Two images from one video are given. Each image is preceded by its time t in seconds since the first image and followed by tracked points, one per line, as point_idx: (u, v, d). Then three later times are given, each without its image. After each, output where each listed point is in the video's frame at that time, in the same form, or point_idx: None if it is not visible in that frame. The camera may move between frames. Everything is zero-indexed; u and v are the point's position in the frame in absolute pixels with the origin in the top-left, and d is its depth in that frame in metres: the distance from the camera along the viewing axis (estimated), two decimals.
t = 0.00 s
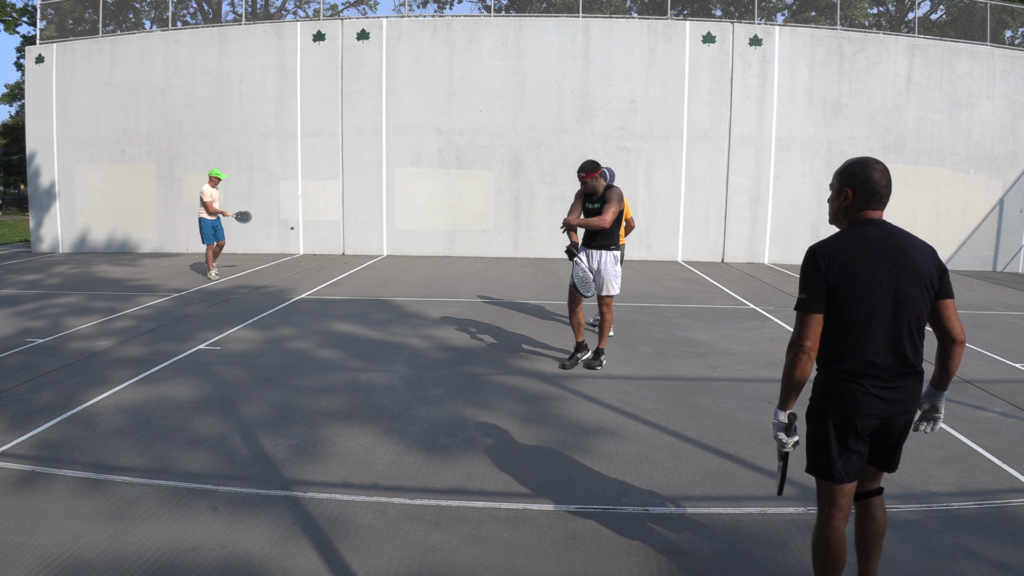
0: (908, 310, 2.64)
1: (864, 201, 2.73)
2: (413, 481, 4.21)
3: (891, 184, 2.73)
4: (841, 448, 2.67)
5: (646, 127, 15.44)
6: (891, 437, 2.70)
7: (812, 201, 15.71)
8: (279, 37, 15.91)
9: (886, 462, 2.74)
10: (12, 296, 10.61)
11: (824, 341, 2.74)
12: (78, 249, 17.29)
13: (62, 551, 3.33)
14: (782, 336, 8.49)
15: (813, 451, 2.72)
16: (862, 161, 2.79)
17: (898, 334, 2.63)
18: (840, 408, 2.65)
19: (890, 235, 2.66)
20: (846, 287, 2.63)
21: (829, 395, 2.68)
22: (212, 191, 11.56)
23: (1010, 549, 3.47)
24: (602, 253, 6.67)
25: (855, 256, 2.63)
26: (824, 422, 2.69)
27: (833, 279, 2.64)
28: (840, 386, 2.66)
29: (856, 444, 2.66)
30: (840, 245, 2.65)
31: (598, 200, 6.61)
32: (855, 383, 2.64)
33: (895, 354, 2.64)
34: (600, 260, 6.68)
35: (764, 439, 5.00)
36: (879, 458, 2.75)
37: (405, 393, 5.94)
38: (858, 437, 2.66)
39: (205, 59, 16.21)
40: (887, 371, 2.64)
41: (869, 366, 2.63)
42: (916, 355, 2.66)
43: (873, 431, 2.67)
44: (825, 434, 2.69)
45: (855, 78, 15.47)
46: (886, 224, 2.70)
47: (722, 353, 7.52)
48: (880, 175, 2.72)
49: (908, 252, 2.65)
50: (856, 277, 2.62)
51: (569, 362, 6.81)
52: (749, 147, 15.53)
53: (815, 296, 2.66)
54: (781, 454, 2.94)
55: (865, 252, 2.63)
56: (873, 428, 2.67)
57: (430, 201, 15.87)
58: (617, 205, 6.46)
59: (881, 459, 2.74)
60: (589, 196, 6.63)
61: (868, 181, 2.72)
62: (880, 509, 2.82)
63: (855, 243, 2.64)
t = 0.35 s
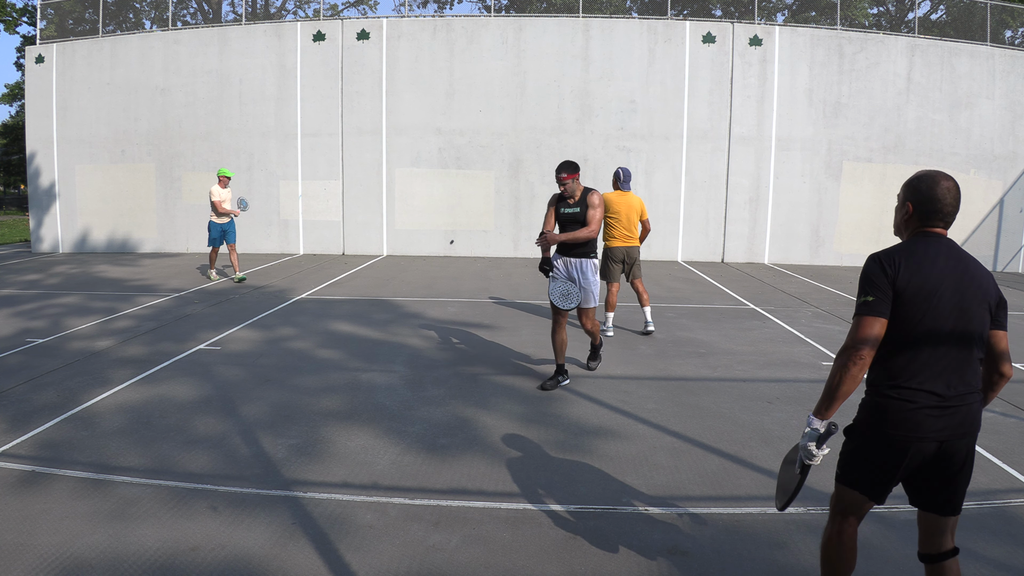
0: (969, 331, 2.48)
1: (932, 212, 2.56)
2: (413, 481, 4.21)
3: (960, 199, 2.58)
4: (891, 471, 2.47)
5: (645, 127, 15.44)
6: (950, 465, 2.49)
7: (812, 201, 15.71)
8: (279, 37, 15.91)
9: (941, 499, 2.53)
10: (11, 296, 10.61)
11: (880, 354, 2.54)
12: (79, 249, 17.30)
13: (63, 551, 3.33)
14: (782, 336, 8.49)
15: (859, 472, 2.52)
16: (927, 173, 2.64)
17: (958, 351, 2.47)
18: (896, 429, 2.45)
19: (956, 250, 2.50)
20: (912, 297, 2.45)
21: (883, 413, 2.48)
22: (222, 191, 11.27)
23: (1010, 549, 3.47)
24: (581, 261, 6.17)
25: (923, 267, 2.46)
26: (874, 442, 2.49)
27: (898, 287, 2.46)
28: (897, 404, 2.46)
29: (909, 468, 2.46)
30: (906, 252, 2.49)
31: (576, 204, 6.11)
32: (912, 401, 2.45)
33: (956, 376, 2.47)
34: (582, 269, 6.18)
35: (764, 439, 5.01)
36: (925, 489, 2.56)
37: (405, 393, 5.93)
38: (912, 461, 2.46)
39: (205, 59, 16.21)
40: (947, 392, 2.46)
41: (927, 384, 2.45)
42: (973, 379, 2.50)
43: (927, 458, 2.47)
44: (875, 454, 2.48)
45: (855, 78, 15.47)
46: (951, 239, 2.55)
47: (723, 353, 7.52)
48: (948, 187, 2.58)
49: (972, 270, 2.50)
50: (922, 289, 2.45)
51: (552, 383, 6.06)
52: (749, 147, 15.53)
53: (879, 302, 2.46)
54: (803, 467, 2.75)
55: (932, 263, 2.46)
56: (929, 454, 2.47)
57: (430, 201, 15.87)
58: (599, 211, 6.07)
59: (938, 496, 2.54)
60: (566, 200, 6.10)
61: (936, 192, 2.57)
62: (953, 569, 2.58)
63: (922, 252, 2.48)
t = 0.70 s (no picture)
0: (980, 354, 2.33)
1: (917, 239, 2.48)
2: (413, 481, 4.21)
3: (952, 223, 2.48)
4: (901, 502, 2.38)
5: (646, 127, 15.44)
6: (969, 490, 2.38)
7: (812, 201, 15.71)
8: (279, 37, 15.90)
9: (958, 524, 2.45)
10: (11, 296, 10.61)
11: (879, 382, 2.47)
12: (78, 249, 17.30)
13: (63, 551, 3.33)
14: (782, 336, 8.49)
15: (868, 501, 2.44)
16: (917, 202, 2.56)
17: (971, 377, 2.33)
18: (905, 460, 2.34)
19: (950, 273, 2.39)
20: (906, 324, 2.34)
21: (891, 445, 2.37)
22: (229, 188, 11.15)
23: (1010, 549, 3.47)
24: (557, 265, 5.51)
25: (915, 294, 2.35)
26: (882, 472, 2.40)
27: (886, 315, 2.37)
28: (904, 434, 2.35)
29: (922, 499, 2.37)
30: (893, 278, 2.39)
31: (554, 204, 5.54)
32: (925, 433, 2.32)
33: (969, 401, 2.32)
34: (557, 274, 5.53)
35: (764, 439, 5.00)
36: (944, 516, 2.46)
37: (405, 393, 5.93)
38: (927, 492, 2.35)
39: (205, 59, 16.21)
40: (959, 419, 2.32)
41: (941, 414, 2.32)
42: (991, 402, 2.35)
43: (944, 488, 2.35)
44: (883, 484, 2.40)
45: (855, 78, 15.46)
46: (947, 263, 2.43)
47: (722, 353, 7.52)
48: (932, 211, 2.50)
49: (972, 291, 2.36)
50: (918, 316, 2.33)
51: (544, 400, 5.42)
52: (749, 147, 15.53)
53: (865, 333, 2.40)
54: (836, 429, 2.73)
55: (924, 288, 2.35)
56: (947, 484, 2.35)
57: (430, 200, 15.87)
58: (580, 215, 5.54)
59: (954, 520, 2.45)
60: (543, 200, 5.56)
61: (920, 217, 2.49)
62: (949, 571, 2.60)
63: (910, 278, 2.38)
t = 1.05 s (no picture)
0: (977, 403, 2.21)
1: (888, 304, 2.41)
2: (414, 480, 4.22)
3: (923, 283, 2.41)
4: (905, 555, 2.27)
5: (646, 127, 15.44)
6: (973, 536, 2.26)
7: (812, 201, 15.71)
8: (279, 37, 15.90)
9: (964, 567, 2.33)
10: (11, 296, 10.62)
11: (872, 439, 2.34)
12: (78, 249, 17.30)
13: (62, 551, 3.33)
14: (782, 336, 8.49)
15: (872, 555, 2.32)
16: (886, 267, 2.48)
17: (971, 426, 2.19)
18: (909, 516, 2.21)
19: (929, 329, 2.29)
20: (896, 384, 2.22)
21: (894, 503, 2.24)
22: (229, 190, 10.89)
23: (1011, 549, 3.47)
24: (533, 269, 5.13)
25: (900, 350, 2.23)
26: (886, 528, 2.28)
27: (873, 376, 2.24)
28: (908, 492, 2.21)
29: (928, 554, 2.24)
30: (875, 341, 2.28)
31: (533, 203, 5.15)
32: (929, 487, 2.18)
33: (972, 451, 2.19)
34: (535, 278, 5.14)
35: (764, 439, 5.01)
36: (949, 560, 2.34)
37: (405, 393, 5.94)
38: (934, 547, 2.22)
39: (205, 59, 16.21)
40: (963, 470, 2.18)
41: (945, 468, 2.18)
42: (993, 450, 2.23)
43: (953, 543, 2.23)
44: (889, 540, 2.28)
45: (855, 78, 15.47)
46: (925, 322, 2.34)
47: (722, 353, 7.52)
48: (898, 274, 2.43)
49: (955, 344, 2.26)
50: (906, 374, 2.21)
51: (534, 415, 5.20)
52: (749, 147, 15.53)
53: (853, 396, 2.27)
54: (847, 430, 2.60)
55: (909, 345, 2.23)
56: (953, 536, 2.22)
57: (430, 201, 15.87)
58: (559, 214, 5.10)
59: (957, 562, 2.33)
60: (521, 197, 5.19)
61: (888, 283, 2.42)
62: None
63: (892, 339, 2.27)
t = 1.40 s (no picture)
0: (975, 405, 2.20)
1: (892, 304, 2.41)
2: (414, 480, 4.22)
3: (926, 284, 2.41)
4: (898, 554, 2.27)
5: (646, 127, 15.44)
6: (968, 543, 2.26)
7: (812, 201, 15.71)
8: (279, 37, 15.90)
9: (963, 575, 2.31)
10: (11, 296, 10.62)
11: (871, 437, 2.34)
12: (78, 249, 17.30)
13: (62, 551, 3.33)
14: (782, 336, 8.50)
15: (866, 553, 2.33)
16: (890, 269, 2.48)
17: (968, 430, 2.19)
18: (903, 515, 2.21)
19: (930, 330, 2.29)
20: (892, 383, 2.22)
21: (889, 502, 2.24)
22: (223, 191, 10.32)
23: (1011, 549, 3.47)
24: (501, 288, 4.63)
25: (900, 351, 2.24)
26: (879, 528, 2.28)
27: (871, 374, 2.25)
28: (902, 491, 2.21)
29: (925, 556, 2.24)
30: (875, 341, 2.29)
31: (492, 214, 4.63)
32: (924, 489, 2.18)
33: (968, 452, 2.18)
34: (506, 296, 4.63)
35: (764, 439, 5.01)
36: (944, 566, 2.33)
37: (406, 393, 5.93)
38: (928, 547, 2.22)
39: (205, 59, 16.21)
40: (958, 471, 2.17)
41: (942, 471, 2.17)
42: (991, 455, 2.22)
43: (948, 546, 2.22)
44: (882, 540, 2.28)
45: (855, 78, 15.47)
46: (926, 324, 2.34)
47: (722, 353, 7.52)
48: (901, 275, 2.43)
49: (956, 345, 2.26)
50: (904, 374, 2.21)
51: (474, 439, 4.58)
52: (749, 147, 15.53)
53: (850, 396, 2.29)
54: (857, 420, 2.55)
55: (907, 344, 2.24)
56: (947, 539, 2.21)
57: (430, 200, 15.87)
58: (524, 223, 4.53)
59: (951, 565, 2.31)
60: (481, 210, 4.67)
61: (891, 283, 2.42)
62: None
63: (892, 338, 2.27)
